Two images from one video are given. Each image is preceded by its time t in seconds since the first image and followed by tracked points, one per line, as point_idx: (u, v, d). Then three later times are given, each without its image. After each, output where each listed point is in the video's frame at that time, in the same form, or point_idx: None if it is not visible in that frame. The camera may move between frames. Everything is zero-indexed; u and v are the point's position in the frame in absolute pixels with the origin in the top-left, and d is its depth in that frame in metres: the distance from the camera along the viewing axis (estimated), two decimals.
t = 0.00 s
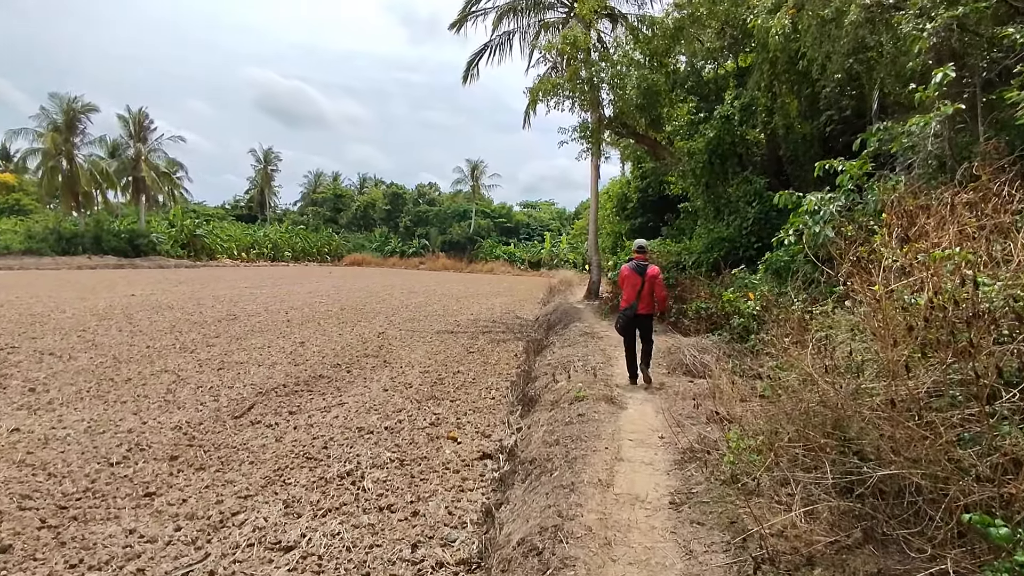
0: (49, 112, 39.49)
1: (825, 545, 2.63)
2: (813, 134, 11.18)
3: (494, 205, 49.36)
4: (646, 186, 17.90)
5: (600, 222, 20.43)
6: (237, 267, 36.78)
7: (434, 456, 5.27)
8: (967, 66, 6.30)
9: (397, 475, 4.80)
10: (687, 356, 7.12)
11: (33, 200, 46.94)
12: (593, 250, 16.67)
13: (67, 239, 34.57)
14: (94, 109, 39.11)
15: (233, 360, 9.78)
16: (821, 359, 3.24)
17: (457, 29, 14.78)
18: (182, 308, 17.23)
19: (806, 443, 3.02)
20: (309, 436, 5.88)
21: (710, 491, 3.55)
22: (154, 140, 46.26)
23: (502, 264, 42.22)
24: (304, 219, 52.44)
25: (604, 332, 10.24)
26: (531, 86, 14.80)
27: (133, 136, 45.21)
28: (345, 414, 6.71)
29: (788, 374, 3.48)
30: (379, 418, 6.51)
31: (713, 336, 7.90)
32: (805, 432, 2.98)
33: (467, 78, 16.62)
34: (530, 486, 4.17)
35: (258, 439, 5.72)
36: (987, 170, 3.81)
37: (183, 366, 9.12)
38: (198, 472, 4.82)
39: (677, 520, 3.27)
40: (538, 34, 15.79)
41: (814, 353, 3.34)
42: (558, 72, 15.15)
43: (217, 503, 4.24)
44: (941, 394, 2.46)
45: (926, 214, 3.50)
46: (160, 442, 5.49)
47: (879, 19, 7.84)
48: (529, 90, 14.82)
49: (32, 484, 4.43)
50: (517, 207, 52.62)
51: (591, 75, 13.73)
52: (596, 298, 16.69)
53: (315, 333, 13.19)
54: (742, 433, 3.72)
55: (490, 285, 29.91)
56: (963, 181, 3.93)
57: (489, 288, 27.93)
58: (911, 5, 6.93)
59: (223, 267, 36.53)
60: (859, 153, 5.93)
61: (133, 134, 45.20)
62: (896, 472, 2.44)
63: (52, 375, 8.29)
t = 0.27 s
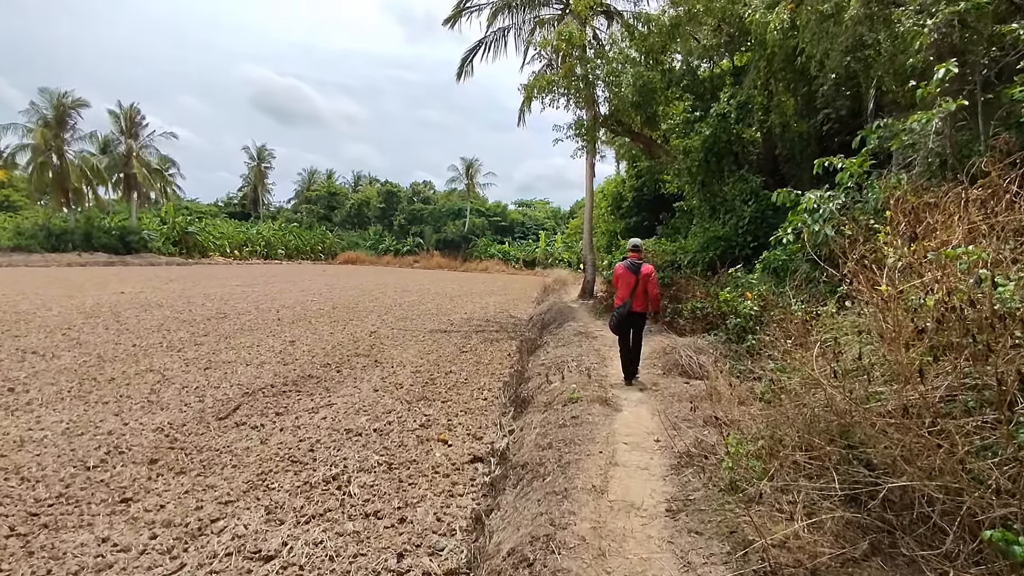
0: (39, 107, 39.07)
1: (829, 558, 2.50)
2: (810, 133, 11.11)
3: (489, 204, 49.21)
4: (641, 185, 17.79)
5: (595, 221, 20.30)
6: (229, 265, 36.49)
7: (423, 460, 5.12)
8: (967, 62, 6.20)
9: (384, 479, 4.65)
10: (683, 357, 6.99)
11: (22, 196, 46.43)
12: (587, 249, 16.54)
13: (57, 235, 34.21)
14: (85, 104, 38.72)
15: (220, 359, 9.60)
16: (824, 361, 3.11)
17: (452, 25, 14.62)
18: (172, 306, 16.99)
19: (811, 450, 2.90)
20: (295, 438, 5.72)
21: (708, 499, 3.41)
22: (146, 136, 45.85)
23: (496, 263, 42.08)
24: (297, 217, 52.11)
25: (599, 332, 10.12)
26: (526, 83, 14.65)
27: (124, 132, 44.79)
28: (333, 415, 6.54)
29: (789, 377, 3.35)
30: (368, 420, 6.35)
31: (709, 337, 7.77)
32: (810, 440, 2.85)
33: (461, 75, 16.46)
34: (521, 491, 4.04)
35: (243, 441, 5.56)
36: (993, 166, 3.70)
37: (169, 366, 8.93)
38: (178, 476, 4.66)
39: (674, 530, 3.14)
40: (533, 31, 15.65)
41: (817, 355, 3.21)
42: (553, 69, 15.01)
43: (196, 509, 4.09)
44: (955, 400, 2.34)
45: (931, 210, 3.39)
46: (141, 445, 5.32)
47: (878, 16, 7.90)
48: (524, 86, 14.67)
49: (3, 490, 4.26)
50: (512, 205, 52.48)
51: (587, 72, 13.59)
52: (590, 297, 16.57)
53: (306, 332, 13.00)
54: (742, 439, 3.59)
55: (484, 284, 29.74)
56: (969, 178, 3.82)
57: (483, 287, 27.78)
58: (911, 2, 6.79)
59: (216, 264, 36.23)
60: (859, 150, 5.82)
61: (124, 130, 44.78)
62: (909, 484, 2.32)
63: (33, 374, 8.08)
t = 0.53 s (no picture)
0: (30, 104, 38.64)
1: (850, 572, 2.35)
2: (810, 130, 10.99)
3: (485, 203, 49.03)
4: (638, 184, 17.64)
5: (591, 221, 20.15)
6: (223, 264, 36.18)
7: (415, 463, 4.93)
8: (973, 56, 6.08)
9: (375, 484, 4.46)
10: (683, 357, 6.83)
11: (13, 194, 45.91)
12: (584, 248, 16.38)
13: (48, 234, 33.84)
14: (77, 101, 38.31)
15: (209, 359, 9.37)
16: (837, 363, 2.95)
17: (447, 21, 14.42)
18: (161, 305, 16.71)
19: (828, 456, 2.73)
20: (283, 441, 5.52)
21: (715, 507, 3.24)
22: (139, 134, 45.43)
23: (492, 263, 41.91)
24: (292, 216, 51.80)
25: (596, 331, 9.95)
26: (522, 80, 14.47)
27: (117, 130, 44.38)
28: (323, 417, 6.35)
29: (800, 379, 3.19)
30: (359, 422, 6.16)
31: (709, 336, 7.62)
32: (828, 445, 2.68)
33: (456, 72, 16.26)
34: (518, 498, 3.86)
35: (228, 444, 5.36)
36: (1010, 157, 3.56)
37: (156, 366, 8.70)
38: (159, 480, 4.46)
39: (680, 541, 2.98)
40: (529, 27, 15.48)
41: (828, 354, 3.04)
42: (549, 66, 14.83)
43: (177, 516, 3.90)
44: (991, 403, 2.19)
45: (948, 203, 3.25)
46: (121, 448, 5.11)
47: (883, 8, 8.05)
48: (520, 83, 14.49)
49: None
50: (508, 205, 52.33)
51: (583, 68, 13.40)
52: (587, 297, 16.40)
53: (298, 332, 12.78)
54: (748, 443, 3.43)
55: (479, 283, 29.55)
56: (985, 171, 3.67)
57: (479, 287, 27.56)
58: None
59: (209, 263, 35.91)
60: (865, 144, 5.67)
61: (116, 128, 44.37)
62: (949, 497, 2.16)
63: (14, 374, 7.83)
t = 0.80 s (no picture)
0: (25, 106, 38.37)
1: None
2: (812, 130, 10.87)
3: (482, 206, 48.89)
4: (636, 185, 17.51)
5: (589, 222, 20.00)
6: (219, 267, 35.91)
7: (410, 473, 4.75)
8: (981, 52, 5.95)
9: (368, 496, 4.28)
10: (685, 361, 6.66)
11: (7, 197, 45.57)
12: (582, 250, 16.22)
13: (42, 237, 33.56)
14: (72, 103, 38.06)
15: (200, 364, 9.16)
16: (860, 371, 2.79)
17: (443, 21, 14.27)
18: (154, 309, 16.49)
19: (853, 471, 2.58)
20: (274, 449, 5.34)
21: (725, 523, 3.10)
22: (134, 137, 45.20)
23: (490, 265, 41.74)
24: (289, 219, 51.56)
25: (595, 334, 9.79)
26: (520, 80, 14.32)
27: (112, 132, 44.12)
28: (316, 424, 6.16)
29: (817, 388, 3.04)
30: (353, 429, 5.98)
31: (711, 340, 7.46)
32: (854, 460, 2.54)
33: (453, 73, 16.11)
34: (516, 511, 3.69)
35: (217, 453, 5.17)
36: None
37: (146, 371, 8.50)
38: (142, 492, 4.28)
39: (689, 561, 2.81)
40: (526, 27, 15.34)
41: (848, 361, 2.89)
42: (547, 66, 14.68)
43: (159, 531, 3.73)
44: None
45: (971, 201, 3.11)
46: (104, 457, 4.92)
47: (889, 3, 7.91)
48: (518, 83, 14.34)
49: None
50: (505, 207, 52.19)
51: (581, 67, 13.24)
52: (585, 299, 16.23)
53: (292, 335, 12.57)
54: (760, 456, 3.28)
55: (476, 286, 29.38)
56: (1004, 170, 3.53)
57: (476, 290, 27.37)
58: None
59: (205, 266, 35.66)
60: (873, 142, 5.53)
61: (112, 130, 44.09)
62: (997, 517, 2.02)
63: None
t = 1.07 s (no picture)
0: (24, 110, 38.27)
1: None
2: (815, 130, 10.76)
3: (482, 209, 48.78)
4: (637, 187, 17.38)
5: (590, 225, 19.87)
6: (218, 271, 35.75)
7: (407, 482, 4.59)
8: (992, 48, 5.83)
9: (362, 507, 4.12)
10: (690, 365, 6.52)
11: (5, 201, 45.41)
12: (582, 252, 16.06)
13: (41, 241, 33.42)
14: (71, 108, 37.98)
15: (195, 369, 9.00)
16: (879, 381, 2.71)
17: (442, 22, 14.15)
18: (150, 313, 16.31)
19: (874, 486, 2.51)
20: (267, 458, 5.18)
21: (736, 537, 2.98)
22: (133, 141, 45.10)
23: (490, 269, 41.59)
24: (289, 223, 51.43)
25: (597, 338, 9.64)
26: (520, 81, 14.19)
27: (111, 136, 44.02)
28: (311, 431, 6.00)
29: (836, 397, 2.95)
30: (349, 436, 5.81)
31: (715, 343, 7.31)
32: (879, 473, 2.46)
33: (452, 75, 15.98)
34: (516, 523, 3.54)
35: (207, 461, 5.01)
36: None
37: (138, 377, 8.33)
38: (128, 503, 4.13)
39: None
40: (525, 28, 15.23)
41: (870, 370, 2.80)
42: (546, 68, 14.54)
43: (143, 545, 3.58)
44: None
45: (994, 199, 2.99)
46: (91, 466, 4.77)
47: None
48: (517, 84, 14.21)
49: None
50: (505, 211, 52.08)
51: (581, 68, 13.09)
52: (586, 302, 16.08)
53: (289, 340, 12.40)
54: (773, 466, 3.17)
55: (476, 290, 29.21)
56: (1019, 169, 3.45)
57: (475, 293, 27.20)
58: None
59: (205, 270, 35.50)
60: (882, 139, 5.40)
61: (111, 135, 44.00)
62: None
63: None
